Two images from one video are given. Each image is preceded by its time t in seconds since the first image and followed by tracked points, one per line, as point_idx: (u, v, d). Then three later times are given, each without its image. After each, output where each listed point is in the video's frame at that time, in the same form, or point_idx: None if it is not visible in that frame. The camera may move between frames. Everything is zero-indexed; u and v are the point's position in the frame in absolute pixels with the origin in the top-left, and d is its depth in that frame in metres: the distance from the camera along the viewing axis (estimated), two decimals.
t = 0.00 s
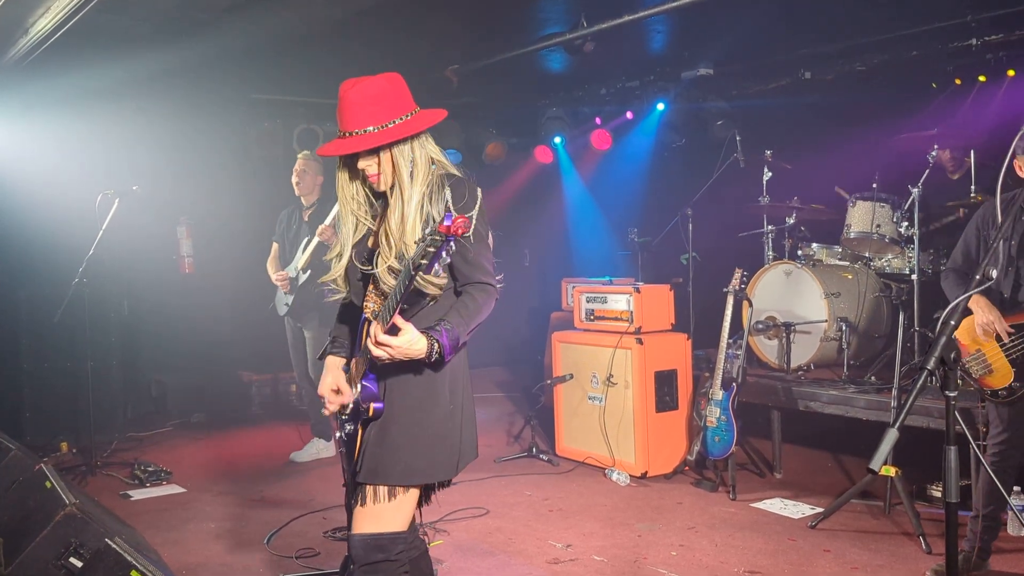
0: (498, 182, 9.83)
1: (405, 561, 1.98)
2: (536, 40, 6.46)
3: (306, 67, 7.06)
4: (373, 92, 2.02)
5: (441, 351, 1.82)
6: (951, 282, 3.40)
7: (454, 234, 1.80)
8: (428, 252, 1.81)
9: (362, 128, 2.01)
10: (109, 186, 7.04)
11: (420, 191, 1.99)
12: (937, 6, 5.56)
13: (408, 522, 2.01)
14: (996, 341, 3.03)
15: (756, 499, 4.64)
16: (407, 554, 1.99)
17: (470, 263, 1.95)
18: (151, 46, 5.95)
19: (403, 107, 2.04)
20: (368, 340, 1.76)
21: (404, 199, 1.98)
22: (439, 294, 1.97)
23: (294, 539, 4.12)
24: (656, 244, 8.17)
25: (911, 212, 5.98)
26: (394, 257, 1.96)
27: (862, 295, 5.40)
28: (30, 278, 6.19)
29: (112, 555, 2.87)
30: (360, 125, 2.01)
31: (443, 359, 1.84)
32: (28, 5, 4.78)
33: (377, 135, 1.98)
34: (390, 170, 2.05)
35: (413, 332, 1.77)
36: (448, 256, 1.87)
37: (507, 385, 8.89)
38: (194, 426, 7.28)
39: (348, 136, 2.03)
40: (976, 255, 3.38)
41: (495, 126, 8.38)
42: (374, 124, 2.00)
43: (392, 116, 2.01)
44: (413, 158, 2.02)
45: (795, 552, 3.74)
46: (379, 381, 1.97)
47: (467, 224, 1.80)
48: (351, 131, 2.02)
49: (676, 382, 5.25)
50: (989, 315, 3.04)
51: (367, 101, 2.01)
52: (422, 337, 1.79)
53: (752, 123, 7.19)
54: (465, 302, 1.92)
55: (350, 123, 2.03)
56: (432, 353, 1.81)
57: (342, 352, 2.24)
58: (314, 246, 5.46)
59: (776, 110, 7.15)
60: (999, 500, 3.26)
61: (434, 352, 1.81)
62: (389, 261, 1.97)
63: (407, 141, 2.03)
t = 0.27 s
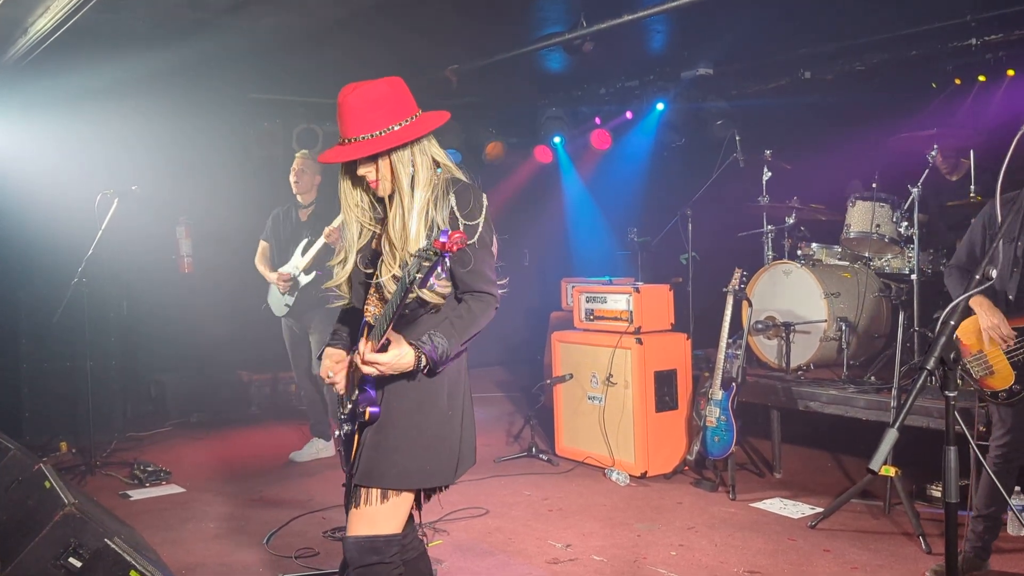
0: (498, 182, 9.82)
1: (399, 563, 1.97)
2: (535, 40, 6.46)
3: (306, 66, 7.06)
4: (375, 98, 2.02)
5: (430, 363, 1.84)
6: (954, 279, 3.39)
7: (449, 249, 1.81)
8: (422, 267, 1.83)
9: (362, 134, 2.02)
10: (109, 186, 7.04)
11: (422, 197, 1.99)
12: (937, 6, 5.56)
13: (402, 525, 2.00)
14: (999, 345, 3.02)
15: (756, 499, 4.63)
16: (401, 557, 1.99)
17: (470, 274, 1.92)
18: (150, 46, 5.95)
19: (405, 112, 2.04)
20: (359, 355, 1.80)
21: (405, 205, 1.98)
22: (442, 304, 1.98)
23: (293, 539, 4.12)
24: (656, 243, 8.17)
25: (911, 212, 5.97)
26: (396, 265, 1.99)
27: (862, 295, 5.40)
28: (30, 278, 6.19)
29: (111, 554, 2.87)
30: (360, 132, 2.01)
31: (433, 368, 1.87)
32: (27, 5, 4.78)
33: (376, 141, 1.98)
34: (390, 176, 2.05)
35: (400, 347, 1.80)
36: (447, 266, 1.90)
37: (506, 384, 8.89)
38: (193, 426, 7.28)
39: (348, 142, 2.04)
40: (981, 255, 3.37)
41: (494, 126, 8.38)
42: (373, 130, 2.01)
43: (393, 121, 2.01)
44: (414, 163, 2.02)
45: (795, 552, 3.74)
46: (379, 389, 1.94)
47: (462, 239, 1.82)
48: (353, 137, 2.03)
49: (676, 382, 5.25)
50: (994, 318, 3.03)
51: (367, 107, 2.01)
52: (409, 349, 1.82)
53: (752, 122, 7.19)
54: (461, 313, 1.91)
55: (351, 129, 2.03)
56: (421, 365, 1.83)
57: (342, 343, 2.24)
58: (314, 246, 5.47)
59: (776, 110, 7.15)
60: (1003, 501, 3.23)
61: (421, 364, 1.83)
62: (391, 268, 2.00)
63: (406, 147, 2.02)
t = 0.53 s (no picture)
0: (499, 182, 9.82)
1: (404, 560, 1.97)
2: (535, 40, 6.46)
3: (306, 66, 7.06)
4: (388, 98, 2.03)
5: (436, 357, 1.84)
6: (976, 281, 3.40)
7: (461, 250, 1.82)
8: (434, 266, 1.84)
9: (374, 134, 2.02)
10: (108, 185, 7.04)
11: (430, 197, 1.99)
12: (937, 6, 5.57)
13: (406, 521, 2.01)
14: None
15: (756, 499, 4.63)
16: (406, 553, 1.99)
17: (477, 272, 1.93)
18: (150, 45, 5.95)
19: (417, 113, 2.04)
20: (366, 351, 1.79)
21: (413, 205, 1.99)
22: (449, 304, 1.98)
23: (293, 539, 4.11)
24: (655, 243, 8.17)
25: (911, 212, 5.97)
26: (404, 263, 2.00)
27: (862, 296, 5.40)
28: (30, 278, 6.21)
29: (110, 555, 2.85)
30: (372, 132, 2.02)
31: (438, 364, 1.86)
32: (28, 5, 4.78)
33: (388, 141, 1.99)
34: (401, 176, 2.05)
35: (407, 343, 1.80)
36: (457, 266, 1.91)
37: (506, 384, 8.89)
38: (193, 426, 7.27)
39: (361, 142, 2.05)
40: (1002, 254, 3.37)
41: (494, 125, 8.38)
42: (386, 129, 2.01)
43: (405, 122, 2.02)
44: (424, 164, 2.02)
45: (795, 552, 3.74)
46: (384, 385, 1.95)
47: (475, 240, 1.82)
48: (365, 137, 2.04)
49: (676, 381, 5.25)
50: None
51: (380, 107, 2.02)
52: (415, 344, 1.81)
53: (750, 122, 7.20)
54: (466, 313, 1.92)
55: (363, 128, 2.04)
56: (425, 359, 1.83)
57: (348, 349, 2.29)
58: (320, 247, 5.48)
59: (776, 110, 7.16)
60: (1016, 506, 3.18)
61: (426, 359, 1.83)
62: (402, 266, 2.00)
63: (418, 149, 2.03)
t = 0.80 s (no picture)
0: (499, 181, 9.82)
1: (416, 552, 2.00)
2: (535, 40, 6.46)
3: (306, 66, 7.06)
4: (406, 95, 2.10)
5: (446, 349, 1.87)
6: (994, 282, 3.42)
7: (488, 238, 1.81)
8: (460, 252, 1.83)
9: (391, 128, 2.09)
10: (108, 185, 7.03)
11: (442, 193, 2.06)
12: (936, 6, 5.57)
13: (417, 514, 2.04)
14: None
15: (756, 499, 4.63)
16: (417, 546, 2.02)
17: (487, 268, 1.99)
18: (150, 45, 5.95)
19: (433, 112, 2.10)
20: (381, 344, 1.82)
21: (427, 199, 2.06)
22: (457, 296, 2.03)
23: (293, 539, 4.11)
24: (655, 243, 8.16)
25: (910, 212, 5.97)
26: (417, 257, 2.04)
27: (862, 295, 5.40)
28: (32, 278, 6.21)
29: (110, 554, 2.85)
30: (388, 126, 2.09)
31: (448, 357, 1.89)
32: (28, 4, 4.78)
33: (403, 135, 2.06)
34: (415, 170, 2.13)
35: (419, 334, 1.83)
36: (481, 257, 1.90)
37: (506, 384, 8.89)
38: (193, 426, 7.27)
39: (377, 134, 2.11)
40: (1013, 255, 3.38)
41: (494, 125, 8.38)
42: (401, 125, 2.08)
43: (420, 120, 2.08)
44: (437, 161, 2.10)
45: (794, 551, 3.74)
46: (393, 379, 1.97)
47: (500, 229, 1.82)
48: (380, 129, 2.10)
49: (676, 381, 5.25)
50: None
51: (398, 104, 2.10)
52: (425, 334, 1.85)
53: (750, 122, 7.20)
54: (475, 306, 1.97)
55: (380, 122, 2.11)
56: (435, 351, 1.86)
57: (352, 343, 2.28)
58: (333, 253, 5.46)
59: (776, 110, 7.15)
60: None
61: (436, 351, 1.86)
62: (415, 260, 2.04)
63: (432, 146, 2.10)
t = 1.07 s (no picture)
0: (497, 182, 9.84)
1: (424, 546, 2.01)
2: (535, 39, 6.46)
3: (306, 65, 7.05)
4: (419, 93, 2.11)
5: (454, 345, 1.93)
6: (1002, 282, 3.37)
7: (519, 231, 1.85)
8: (492, 243, 1.88)
9: (403, 120, 2.09)
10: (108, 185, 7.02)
11: (451, 189, 2.10)
12: (936, 5, 5.56)
13: (424, 509, 2.04)
14: None
15: (755, 498, 4.64)
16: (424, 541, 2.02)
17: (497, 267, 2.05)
18: (150, 44, 5.95)
19: (444, 113, 2.11)
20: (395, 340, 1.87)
21: (436, 193, 2.08)
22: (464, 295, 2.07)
23: (292, 539, 4.11)
24: (655, 243, 8.17)
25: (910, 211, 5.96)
26: (426, 253, 2.06)
27: (861, 294, 5.40)
28: (32, 278, 6.20)
29: (110, 554, 2.90)
30: (404, 117, 2.09)
31: (455, 353, 1.95)
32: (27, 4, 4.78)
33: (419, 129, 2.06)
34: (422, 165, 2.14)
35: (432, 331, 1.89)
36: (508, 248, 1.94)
37: (506, 383, 8.89)
38: (192, 426, 7.27)
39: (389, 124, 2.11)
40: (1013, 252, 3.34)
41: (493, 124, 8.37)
42: (414, 118, 2.08)
43: (431, 118, 2.09)
44: (447, 157, 2.12)
45: (794, 550, 3.75)
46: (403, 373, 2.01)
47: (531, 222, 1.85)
48: (392, 119, 2.10)
49: (676, 380, 5.25)
50: None
51: (414, 98, 2.10)
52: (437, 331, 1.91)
53: (749, 121, 7.20)
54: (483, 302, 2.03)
55: (393, 112, 2.11)
56: (445, 347, 1.92)
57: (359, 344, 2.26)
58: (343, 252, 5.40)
59: (775, 109, 7.14)
60: None
61: (447, 347, 1.92)
62: (427, 254, 2.05)
63: (443, 144, 2.12)
